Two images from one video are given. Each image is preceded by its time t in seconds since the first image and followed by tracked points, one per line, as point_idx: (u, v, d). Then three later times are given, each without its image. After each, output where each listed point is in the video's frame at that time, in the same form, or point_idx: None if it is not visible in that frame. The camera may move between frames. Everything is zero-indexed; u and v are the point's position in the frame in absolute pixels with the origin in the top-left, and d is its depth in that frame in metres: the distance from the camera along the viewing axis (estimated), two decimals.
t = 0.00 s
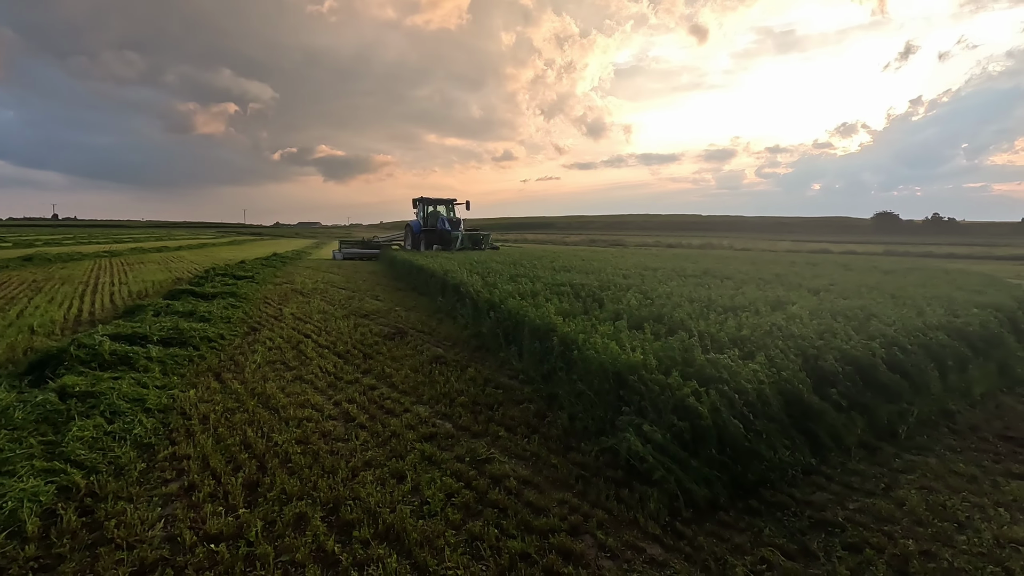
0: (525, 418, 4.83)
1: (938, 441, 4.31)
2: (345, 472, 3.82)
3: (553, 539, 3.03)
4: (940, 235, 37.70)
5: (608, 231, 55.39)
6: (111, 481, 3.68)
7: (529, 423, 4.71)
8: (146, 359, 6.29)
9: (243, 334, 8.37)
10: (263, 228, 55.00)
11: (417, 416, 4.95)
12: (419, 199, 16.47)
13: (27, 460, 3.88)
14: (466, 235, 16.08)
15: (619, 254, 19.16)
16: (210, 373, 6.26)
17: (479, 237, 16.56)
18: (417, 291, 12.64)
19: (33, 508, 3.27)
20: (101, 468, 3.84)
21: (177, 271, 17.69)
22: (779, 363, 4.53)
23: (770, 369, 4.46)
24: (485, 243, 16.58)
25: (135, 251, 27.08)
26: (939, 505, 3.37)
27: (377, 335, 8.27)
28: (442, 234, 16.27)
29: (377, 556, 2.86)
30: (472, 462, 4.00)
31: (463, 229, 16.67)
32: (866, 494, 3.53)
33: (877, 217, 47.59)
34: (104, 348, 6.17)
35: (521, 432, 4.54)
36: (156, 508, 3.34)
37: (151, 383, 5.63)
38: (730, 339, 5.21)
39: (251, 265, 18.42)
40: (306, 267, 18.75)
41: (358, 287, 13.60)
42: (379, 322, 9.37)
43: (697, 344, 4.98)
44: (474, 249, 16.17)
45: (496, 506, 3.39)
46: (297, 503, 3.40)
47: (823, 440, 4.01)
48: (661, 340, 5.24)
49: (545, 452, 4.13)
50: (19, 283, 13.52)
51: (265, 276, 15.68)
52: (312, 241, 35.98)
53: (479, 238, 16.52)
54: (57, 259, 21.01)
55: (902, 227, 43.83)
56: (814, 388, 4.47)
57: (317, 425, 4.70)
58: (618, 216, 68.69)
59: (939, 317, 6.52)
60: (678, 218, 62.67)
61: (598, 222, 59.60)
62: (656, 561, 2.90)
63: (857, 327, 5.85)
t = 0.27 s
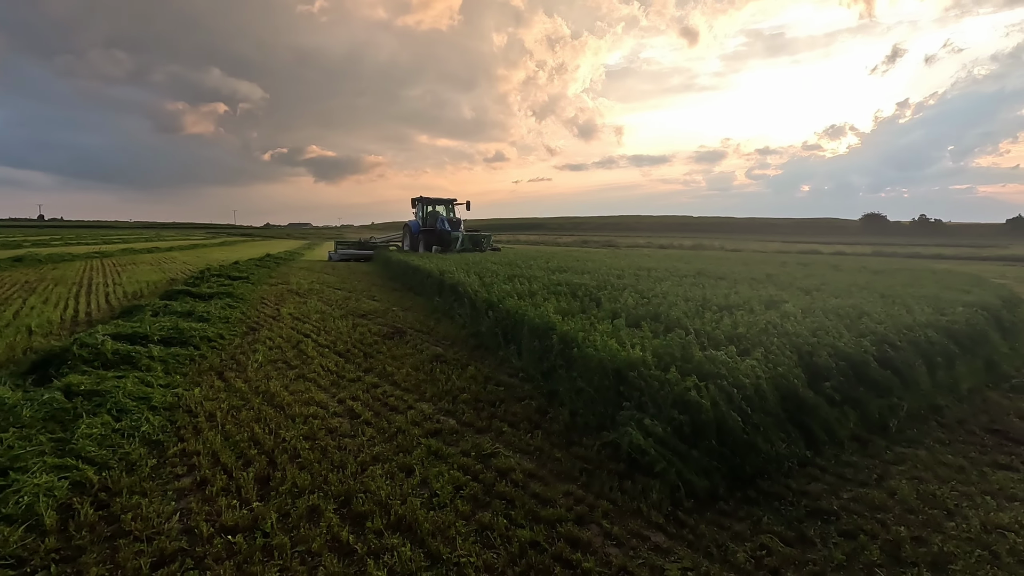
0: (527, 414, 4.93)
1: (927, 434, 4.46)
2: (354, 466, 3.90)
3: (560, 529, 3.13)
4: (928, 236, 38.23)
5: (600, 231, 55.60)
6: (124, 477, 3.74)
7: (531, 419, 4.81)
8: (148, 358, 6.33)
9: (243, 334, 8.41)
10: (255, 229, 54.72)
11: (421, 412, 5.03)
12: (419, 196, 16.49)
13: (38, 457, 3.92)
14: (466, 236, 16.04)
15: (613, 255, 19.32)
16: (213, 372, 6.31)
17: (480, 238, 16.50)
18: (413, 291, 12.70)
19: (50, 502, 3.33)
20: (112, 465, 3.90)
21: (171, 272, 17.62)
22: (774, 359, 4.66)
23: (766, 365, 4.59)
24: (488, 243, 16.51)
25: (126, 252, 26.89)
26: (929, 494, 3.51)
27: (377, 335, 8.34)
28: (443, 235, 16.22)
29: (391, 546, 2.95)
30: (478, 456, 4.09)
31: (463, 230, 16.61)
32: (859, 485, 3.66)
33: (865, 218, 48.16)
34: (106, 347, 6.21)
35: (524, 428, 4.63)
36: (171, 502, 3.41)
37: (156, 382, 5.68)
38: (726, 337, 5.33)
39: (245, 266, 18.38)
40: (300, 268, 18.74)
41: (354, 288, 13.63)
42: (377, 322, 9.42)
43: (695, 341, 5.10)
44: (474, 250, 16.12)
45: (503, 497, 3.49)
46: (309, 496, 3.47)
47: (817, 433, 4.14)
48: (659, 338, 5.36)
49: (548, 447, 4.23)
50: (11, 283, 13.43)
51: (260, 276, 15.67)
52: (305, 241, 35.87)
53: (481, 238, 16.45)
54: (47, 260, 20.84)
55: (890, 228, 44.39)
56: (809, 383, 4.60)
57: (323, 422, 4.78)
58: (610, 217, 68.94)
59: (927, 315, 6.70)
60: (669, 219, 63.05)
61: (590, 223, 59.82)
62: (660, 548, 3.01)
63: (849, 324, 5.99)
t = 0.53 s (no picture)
0: (533, 409, 5.05)
1: (918, 425, 4.65)
2: (369, 459, 4.01)
3: (573, 516, 3.27)
4: (914, 237, 38.86)
5: (592, 232, 55.85)
6: (144, 471, 3.82)
7: (538, 414, 4.93)
8: (154, 357, 6.38)
9: (244, 334, 8.46)
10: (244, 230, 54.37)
11: (430, 408, 5.15)
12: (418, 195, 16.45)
13: (57, 453, 3.99)
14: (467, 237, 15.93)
15: (606, 256, 19.50)
16: (219, 371, 6.38)
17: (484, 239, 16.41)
18: (410, 291, 12.79)
19: (75, 496, 3.41)
20: (131, 460, 3.98)
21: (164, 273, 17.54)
22: (772, 355, 4.84)
23: (764, 360, 4.76)
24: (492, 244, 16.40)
25: (116, 253, 26.66)
26: (921, 481, 3.69)
27: (378, 334, 8.43)
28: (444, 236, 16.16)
29: (413, 533, 3.06)
30: (489, 449, 4.22)
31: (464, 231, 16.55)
32: (856, 473, 3.83)
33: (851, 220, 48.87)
34: (112, 346, 6.26)
35: (531, 423, 4.76)
36: (194, 494, 3.50)
37: (164, 381, 5.74)
38: (725, 334, 5.50)
39: (239, 267, 18.34)
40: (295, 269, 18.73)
41: (351, 288, 13.68)
42: (378, 322, 9.49)
43: (695, 338, 5.26)
44: (476, 251, 16.01)
45: (516, 487, 3.61)
46: (329, 487, 3.58)
47: (815, 425, 4.31)
48: (660, 335, 5.51)
49: (556, 440, 4.36)
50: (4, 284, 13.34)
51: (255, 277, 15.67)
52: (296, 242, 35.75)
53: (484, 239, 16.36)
54: (36, 261, 20.64)
55: (877, 229, 45.06)
56: (806, 378, 4.77)
57: (335, 418, 4.88)
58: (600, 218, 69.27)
59: (917, 313, 6.92)
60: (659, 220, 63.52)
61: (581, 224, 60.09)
62: (670, 533, 3.15)
63: (843, 322, 6.19)
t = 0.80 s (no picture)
0: (534, 406, 5.17)
1: (907, 421, 4.81)
2: (377, 456, 4.10)
3: (578, 508, 3.38)
4: (902, 238, 39.42)
5: (585, 233, 56.02)
6: (156, 468, 3.90)
7: (539, 412, 5.05)
8: (157, 358, 6.44)
9: (244, 335, 8.52)
10: (236, 232, 54.14)
11: (434, 407, 5.25)
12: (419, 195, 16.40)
13: (69, 452, 4.06)
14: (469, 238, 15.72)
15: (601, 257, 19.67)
16: (222, 371, 6.45)
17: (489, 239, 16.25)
18: (407, 292, 12.86)
19: (91, 492, 3.48)
20: (143, 458, 4.05)
21: (158, 275, 17.51)
22: (767, 353, 4.98)
23: (760, 358, 4.91)
24: (496, 244, 16.25)
25: (108, 254, 26.55)
26: (911, 474, 3.84)
27: (377, 335, 8.52)
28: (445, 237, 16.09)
29: (425, 526, 3.16)
30: (493, 446, 4.32)
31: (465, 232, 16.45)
32: (849, 466, 3.97)
33: (840, 220, 49.44)
34: (116, 347, 6.31)
35: (534, 420, 4.87)
36: (207, 490, 3.58)
37: (169, 381, 5.80)
38: (720, 333, 5.65)
39: (234, 268, 18.34)
40: (290, 271, 18.75)
41: (348, 289, 13.74)
42: (377, 323, 9.55)
43: (692, 337, 5.40)
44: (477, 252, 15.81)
45: (522, 482, 3.72)
46: (340, 483, 3.67)
47: (809, 421, 4.46)
48: (658, 334, 5.65)
49: (559, 436, 4.48)
50: None
51: (251, 278, 15.69)
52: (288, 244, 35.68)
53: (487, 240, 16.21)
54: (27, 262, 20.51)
55: (867, 231, 45.55)
56: (799, 376, 4.93)
57: (341, 416, 4.97)
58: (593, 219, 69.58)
59: (906, 313, 7.10)
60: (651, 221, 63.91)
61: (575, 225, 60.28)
62: (671, 524, 3.28)
63: (834, 321, 6.35)
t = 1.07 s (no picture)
0: (531, 405, 5.31)
1: (890, 417, 5.00)
2: (380, 453, 4.22)
3: (576, 501, 3.52)
4: (889, 242, 40.00)
5: (578, 236, 56.21)
6: (164, 466, 3.99)
7: (536, 410, 5.19)
8: (158, 360, 6.52)
9: (242, 337, 8.60)
10: (227, 235, 53.88)
11: (433, 406, 5.37)
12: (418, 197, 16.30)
13: (77, 450, 4.15)
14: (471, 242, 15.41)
15: (593, 260, 19.86)
16: (223, 373, 6.53)
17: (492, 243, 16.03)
18: (402, 294, 12.97)
19: (102, 488, 3.57)
20: (150, 455, 4.14)
21: (151, 278, 17.48)
22: (756, 353, 5.16)
23: (749, 357, 5.08)
24: (499, 248, 16.03)
25: (98, 258, 26.39)
26: (893, 467, 4.01)
27: (375, 337, 8.62)
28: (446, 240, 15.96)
29: (429, 518, 3.29)
30: (493, 443, 4.46)
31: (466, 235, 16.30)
32: (835, 460, 4.14)
33: (828, 224, 50.05)
34: (117, 349, 6.39)
35: (531, 418, 5.01)
36: (216, 486, 3.68)
37: (170, 382, 5.89)
38: (712, 333, 5.82)
39: (227, 271, 18.33)
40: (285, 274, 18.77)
41: (343, 292, 13.82)
42: (375, 325, 9.64)
43: (684, 337, 5.57)
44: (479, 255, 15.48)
45: (522, 476, 3.86)
46: (345, 478, 3.79)
47: (797, 417, 4.63)
48: (651, 335, 5.81)
49: (556, 433, 4.62)
50: None
51: (246, 281, 15.72)
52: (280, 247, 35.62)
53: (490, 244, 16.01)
54: (16, 265, 20.35)
55: (855, 234, 46.09)
56: (787, 374, 5.11)
57: (343, 415, 5.08)
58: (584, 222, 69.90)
59: (892, 314, 7.31)
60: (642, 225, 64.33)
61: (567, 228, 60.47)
62: (665, 514, 3.43)
63: (822, 322, 6.55)
